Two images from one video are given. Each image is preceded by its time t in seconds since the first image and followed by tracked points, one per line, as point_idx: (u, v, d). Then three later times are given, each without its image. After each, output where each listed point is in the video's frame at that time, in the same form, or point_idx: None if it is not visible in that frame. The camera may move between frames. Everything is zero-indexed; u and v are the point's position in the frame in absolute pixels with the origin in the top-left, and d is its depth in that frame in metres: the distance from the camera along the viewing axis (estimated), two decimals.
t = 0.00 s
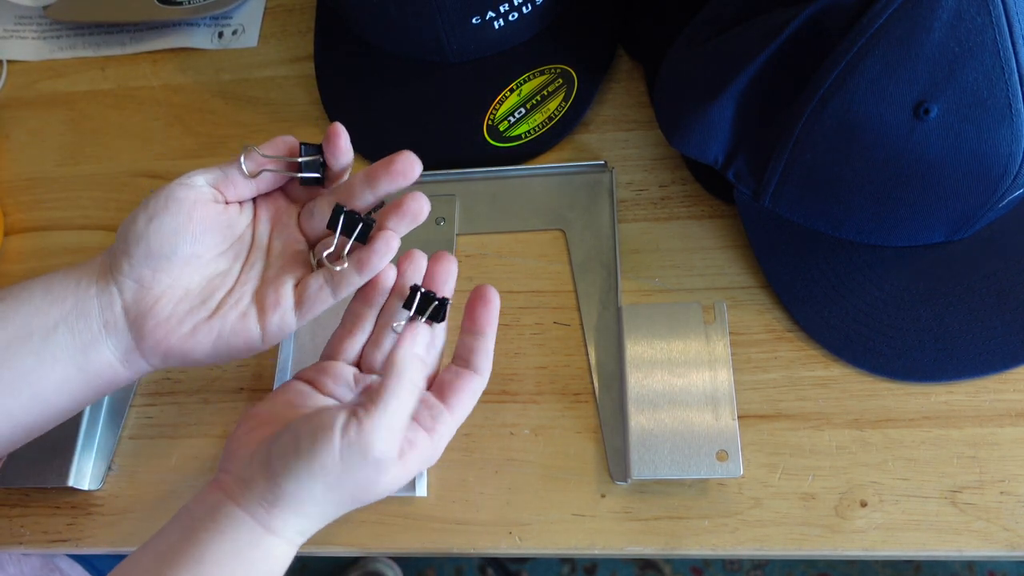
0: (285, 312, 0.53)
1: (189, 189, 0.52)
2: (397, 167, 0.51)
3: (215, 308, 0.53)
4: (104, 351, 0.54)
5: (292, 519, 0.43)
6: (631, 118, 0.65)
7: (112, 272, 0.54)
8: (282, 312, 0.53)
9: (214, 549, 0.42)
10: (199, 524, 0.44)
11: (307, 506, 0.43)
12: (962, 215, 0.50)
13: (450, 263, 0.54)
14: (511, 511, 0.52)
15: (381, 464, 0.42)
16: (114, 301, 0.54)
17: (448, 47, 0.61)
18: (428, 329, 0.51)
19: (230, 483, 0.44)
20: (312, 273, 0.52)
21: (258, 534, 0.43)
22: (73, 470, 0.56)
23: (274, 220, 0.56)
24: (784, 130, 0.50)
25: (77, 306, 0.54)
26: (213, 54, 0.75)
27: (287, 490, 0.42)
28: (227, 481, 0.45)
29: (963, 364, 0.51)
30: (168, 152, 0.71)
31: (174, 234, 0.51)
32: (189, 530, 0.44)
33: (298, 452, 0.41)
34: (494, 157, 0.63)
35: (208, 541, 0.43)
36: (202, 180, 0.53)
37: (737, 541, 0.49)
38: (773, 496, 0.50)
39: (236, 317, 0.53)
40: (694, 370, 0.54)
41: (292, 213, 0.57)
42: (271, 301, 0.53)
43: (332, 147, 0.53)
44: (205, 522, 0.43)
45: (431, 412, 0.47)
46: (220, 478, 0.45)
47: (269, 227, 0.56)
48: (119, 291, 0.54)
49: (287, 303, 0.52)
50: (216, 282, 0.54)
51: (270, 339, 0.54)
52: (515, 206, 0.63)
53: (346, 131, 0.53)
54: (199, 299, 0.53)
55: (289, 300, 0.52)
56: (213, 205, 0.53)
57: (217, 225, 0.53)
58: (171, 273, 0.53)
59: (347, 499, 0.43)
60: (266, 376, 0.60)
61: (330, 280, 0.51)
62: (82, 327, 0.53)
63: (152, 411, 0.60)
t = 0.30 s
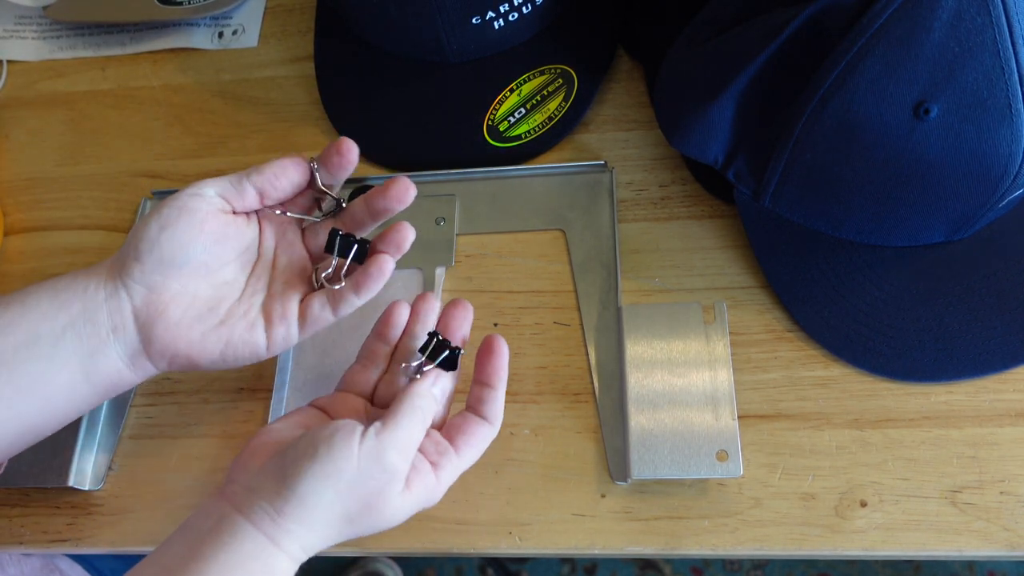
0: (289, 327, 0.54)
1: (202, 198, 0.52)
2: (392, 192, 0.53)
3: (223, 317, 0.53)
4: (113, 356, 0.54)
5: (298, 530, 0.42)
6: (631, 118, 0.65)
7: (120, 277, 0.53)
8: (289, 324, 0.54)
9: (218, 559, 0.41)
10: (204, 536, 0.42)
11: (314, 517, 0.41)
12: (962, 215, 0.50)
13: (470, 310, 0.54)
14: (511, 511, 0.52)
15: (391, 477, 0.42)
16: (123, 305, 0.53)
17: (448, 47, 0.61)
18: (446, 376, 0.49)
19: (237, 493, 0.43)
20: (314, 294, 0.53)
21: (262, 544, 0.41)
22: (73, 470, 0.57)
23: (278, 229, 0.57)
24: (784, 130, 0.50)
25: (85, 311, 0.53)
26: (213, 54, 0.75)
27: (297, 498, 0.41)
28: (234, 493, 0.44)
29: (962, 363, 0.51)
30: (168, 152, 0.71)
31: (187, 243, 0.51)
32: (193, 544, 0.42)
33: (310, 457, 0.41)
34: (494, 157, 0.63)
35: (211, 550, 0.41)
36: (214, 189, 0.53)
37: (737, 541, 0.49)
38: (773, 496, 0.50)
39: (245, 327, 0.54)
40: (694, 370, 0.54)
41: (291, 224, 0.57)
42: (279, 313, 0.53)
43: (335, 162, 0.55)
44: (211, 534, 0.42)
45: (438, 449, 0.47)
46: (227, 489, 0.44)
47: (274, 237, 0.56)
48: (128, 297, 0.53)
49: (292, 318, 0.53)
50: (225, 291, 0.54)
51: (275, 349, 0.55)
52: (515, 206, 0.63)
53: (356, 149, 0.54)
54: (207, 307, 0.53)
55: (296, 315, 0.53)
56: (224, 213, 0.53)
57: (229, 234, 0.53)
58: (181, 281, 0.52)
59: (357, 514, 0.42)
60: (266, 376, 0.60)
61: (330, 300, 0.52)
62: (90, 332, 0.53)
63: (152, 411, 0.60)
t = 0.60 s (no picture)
0: (285, 319, 0.53)
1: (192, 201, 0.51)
2: (398, 191, 0.52)
3: (220, 311, 0.54)
4: (115, 355, 0.54)
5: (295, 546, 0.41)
6: (631, 118, 0.65)
7: (120, 275, 0.53)
8: (283, 316, 0.53)
9: None
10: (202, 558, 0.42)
11: (309, 532, 0.41)
12: (962, 215, 0.50)
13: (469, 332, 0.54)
14: (511, 511, 0.52)
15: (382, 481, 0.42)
16: (123, 304, 0.54)
17: (448, 47, 0.61)
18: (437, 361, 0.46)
19: (235, 514, 0.43)
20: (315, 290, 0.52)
21: (259, 562, 0.41)
22: (73, 469, 0.57)
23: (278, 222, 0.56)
24: (784, 130, 0.50)
25: (85, 310, 0.53)
26: (213, 54, 0.75)
27: (291, 512, 0.41)
28: (232, 512, 0.44)
29: (962, 363, 0.51)
30: (168, 152, 0.71)
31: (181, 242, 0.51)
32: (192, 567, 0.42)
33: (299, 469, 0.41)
34: (494, 157, 0.63)
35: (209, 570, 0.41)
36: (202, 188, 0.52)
37: (737, 541, 0.49)
38: (773, 496, 0.50)
39: (240, 319, 0.53)
40: (694, 370, 0.54)
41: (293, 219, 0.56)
42: (274, 306, 0.53)
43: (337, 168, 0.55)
44: (209, 555, 0.42)
45: (436, 459, 0.48)
46: (225, 510, 0.44)
47: (273, 230, 0.56)
48: (128, 295, 0.53)
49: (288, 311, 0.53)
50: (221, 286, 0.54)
51: (273, 342, 0.55)
52: (515, 206, 0.63)
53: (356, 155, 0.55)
54: (205, 302, 0.54)
55: (292, 308, 0.53)
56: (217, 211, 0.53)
57: (223, 231, 0.53)
58: (177, 278, 0.52)
59: (350, 524, 0.42)
60: (266, 376, 0.60)
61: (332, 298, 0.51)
62: (92, 330, 0.53)
63: (152, 411, 0.60)
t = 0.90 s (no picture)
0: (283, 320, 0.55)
1: (204, 229, 0.49)
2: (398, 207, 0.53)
3: (222, 316, 0.55)
4: (115, 355, 0.54)
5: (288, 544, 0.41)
6: (631, 118, 0.65)
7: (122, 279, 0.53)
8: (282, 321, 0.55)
9: None
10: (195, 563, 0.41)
11: (302, 526, 0.41)
12: (962, 215, 0.50)
13: (426, 316, 0.53)
14: (511, 511, 0.52)
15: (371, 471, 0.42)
16: (125, 305, 0.54)
17: (448, 47, 0.60)
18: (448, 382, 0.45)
19: (227, 517, 0.42)
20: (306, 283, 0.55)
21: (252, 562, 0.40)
22: (73, 469, 0.57)
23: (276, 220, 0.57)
24: (784, 130, 0.50)
25: (86, 313, 0.53)
26: (213, 54, 0.75)
27: (281, 506, 0.40)
28: (225, 517, 0.43)
29: (962, 363, 0.51)
30: (168, 152, 0.71)
31: (190, 261, 0.50)
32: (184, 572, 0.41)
33: (288, 460, 0.41)
34: (494, 157, 0.63)
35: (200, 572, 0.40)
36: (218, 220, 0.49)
37: (737, 541, 0.49)
38: (773, 496, 0.50)
39: (242, 325, 0.55)
40: (694, 370, 0.54)
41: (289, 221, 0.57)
42: (270, 309, 0.55)
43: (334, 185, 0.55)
44: (202, 558, 0.41)
45: (431, 450, 0.48)
46: (217, 516, 0.43)
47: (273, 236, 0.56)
48: (131, 297, 0.53)
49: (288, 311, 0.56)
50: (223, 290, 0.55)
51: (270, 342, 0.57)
52: (514, 206, 0.63)
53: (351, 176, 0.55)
54: (208, 306, 0.55)
55: (288, 310, 0.55)
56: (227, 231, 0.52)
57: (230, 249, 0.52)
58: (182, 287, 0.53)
59: (342, 515, 0.42)
60: (266, 376, 0.60)
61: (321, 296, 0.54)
62: (93, 331, 0.53)
63: (152, 411, 0.60)
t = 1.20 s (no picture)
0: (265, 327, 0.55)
1: (205, 231, 0.49)
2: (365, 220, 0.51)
3: (217, 320, 0.55)
4: (111, 356, 0.54)
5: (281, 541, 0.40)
6: (631, 118, 0.65)
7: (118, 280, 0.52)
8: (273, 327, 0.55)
9: None
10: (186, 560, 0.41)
11: (295, 522, 0.41)
12: (962, 215, 0.50)
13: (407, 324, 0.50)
14: (511, 511, 0.52)
15: (363, 464, 0.42)
16: (122, 308, 0.53)
17: (448, 47, 0.60)
18: (453, 362, 0.46)
19: (219, 515, 0.42)
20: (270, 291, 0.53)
21: (245, 561, 0.40)
22: (74, 470, 0.56)
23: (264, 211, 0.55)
24: (784, 130, 0.50)
25: (82, 315, 0.52)
26: (213, 54, 0.75)
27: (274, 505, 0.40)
28: (216, 514, 0.42)
29: (963, 363, 0.51)
30: (168, 152, 0.71)
31: (192, 263, 0.50)
32: (176, 572, 0.41)
33: (278, 458, 0.41)
34: (494, 157, 0.63)
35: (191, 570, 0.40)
36: (222, 220, 0.49)
37: (737, 541, 0.49)
38: (773, 496, 0.50)
39: (237, 329, 0.55)
40: (694, 370, 0.54)
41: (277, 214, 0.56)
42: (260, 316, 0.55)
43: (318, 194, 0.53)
44: (194, 556, 0.41)
45: (414, 436, 0.48)
46: (209, 513, 0.43)
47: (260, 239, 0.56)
48: (127, 299, 0.53)
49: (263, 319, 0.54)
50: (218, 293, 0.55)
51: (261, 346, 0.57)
52: (514, 206, 0.63)
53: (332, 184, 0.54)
54: (203, 310, 0.55)
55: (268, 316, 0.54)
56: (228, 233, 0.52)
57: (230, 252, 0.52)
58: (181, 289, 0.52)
59: (336, 509, 0.42)
60: (266, 376, 0.60)
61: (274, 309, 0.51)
62: (90, 333, 0.52)
63: (152, 411, 0.60)
